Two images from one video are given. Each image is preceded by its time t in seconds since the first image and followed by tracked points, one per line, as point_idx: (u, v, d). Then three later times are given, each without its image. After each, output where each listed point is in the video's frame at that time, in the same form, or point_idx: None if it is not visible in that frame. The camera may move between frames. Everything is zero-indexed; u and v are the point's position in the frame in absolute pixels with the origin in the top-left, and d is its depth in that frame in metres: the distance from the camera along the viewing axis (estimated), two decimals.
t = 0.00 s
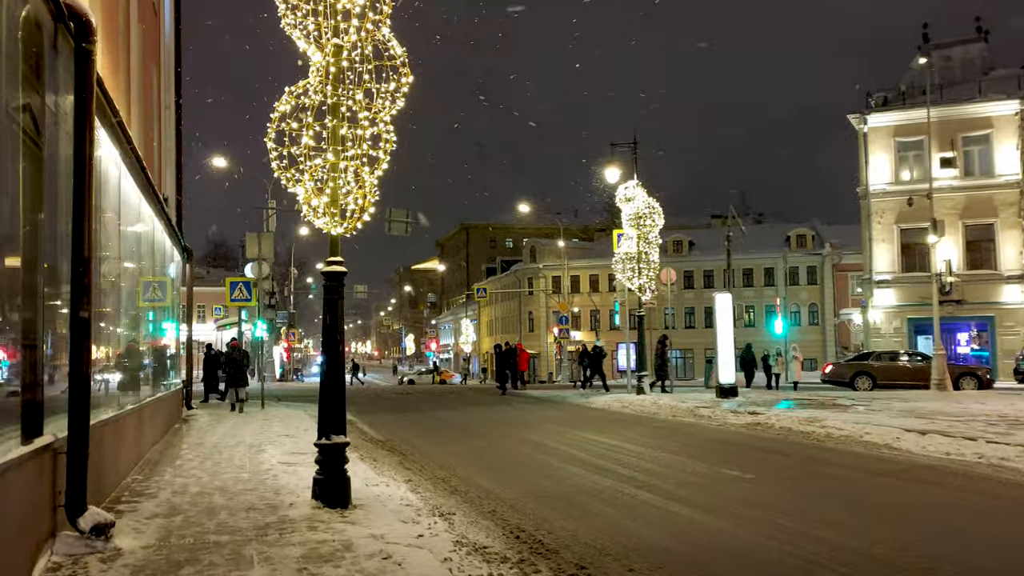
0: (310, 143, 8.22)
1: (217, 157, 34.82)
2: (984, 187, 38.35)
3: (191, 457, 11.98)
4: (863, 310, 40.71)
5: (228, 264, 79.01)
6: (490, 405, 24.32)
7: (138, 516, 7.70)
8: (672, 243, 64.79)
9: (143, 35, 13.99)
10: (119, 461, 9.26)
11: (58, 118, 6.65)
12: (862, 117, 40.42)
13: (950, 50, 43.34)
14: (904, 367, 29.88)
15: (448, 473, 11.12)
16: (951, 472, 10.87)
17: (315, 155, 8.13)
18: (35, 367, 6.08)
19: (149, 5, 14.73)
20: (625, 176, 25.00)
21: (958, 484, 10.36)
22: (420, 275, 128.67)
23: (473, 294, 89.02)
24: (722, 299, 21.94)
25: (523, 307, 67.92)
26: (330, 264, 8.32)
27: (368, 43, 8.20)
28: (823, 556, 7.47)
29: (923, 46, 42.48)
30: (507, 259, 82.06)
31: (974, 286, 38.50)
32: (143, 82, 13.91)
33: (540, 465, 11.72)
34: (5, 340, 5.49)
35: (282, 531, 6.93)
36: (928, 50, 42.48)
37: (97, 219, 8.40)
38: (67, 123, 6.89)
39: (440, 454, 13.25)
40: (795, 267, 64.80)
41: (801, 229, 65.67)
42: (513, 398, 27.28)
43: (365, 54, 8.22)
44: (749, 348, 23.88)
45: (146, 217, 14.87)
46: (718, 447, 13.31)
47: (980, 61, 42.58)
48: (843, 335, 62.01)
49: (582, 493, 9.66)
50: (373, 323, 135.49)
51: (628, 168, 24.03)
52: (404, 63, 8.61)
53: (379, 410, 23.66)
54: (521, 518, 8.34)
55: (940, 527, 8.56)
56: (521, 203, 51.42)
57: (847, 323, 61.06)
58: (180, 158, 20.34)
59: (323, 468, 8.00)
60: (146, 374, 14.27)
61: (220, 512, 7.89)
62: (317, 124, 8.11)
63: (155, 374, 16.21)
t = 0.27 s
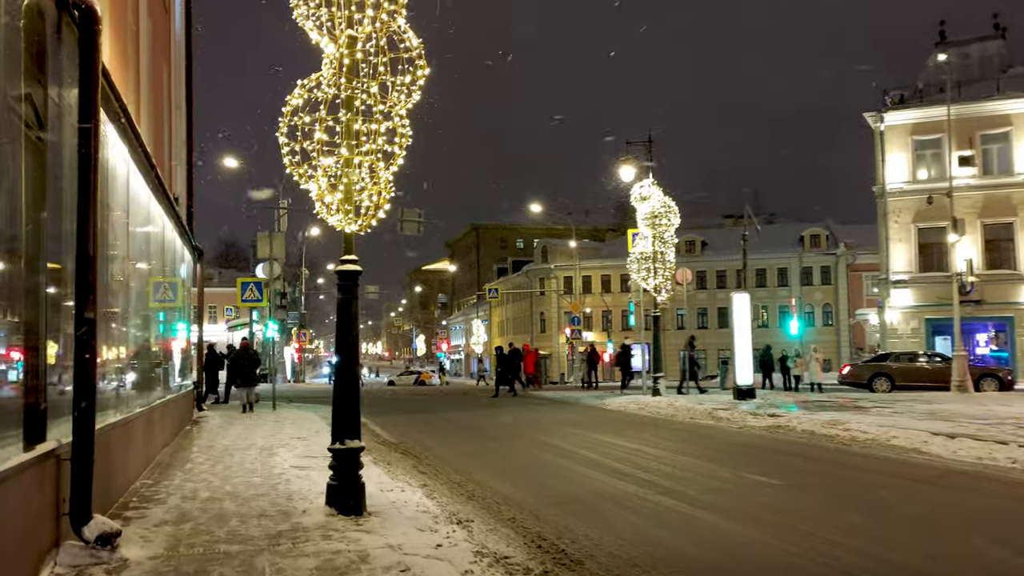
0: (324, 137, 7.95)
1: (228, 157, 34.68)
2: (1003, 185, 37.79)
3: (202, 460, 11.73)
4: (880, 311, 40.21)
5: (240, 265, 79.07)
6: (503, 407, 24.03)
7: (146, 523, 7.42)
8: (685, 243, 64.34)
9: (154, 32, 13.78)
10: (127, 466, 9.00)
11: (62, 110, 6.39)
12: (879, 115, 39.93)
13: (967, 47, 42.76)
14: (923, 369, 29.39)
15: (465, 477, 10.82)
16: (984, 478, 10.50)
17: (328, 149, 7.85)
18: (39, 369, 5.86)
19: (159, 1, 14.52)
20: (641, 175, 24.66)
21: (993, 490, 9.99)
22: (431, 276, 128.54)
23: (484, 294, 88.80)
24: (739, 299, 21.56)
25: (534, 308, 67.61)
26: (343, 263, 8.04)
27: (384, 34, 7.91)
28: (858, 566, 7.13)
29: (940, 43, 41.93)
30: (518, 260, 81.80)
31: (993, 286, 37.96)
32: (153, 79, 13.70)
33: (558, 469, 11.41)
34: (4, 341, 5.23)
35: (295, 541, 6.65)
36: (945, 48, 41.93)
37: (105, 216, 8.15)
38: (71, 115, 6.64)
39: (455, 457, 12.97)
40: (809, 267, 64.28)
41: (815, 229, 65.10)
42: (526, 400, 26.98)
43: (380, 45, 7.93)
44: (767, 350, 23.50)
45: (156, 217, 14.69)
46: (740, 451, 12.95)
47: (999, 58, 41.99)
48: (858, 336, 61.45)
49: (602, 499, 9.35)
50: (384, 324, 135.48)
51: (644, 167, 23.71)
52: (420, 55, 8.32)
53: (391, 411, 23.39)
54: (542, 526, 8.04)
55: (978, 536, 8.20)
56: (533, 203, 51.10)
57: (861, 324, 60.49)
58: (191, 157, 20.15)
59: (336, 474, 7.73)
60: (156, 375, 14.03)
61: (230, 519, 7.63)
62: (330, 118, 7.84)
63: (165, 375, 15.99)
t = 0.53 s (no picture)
0: (337, 129, 7.68)
1: (239, 157, 34.53)
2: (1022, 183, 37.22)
3: (212, 462, 11.47)
4: (897, 310, 39.72)
5: (251, 265, 79.10)
6: (517, 408, 23.71)
7: (154, 531, 7.14)
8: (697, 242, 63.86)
9: (163, 26, 13.54)
10: (136, 470, 8.74)
11: (65, 100, 6.13)
12: (895, 112, 39.44)
13: (985, 43, 42.17)
14: (942, 369, 28.90)
15: (481, 481, 10.53)
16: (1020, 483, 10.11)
17: (342, 141, 7.57)
18: (43, 370, 5.62)
19: None
20: (656, 172, 24.32)
21: None
22: (441, 276, 128.32)
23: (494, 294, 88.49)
24: (757, 298, 21.18)
25: (545, 308, 67.30)
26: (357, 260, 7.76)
27: (399, 21, 7.60)
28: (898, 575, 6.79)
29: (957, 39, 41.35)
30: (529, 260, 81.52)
31: (1013, 286, 37.39)
32: (163, 74, 13.46)
33: (576, 473, 11.08)
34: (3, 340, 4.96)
35: (308, 549, 6.37)
36: (963, 44, 41.35)
37: (113, 213, 7.90)
38: (75, 106, 6.38)
39: (470, 460, 12.66)
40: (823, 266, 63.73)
41: (829, 228, 64.50)
42: (539, 400, 26.68)
43: (396, 33, 7.63)
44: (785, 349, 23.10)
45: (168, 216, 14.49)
46: (763, 453, 12.59)
47: (1017, 54, 41.40)
48: (873, 336, 60.83)
49: (624, 504, 9.01)
50: (394, 324, 135.42)
51: (660, 164, 23.37)
52: (437, 43, 8.02)
53: (404, 412, 23.13)
54: (563, 533, 7.74)
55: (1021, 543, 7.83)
56: (544, 203, 50.81)
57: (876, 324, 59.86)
58: (202, 155, 19.93)
59: (351, 479, 7.46)
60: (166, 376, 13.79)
61: (241, 525, 7.35)
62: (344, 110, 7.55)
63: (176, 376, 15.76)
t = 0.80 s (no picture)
0: (347, 120, 7.41)
1: (247, 155, 34.34)
2: None
3: (220, 464, 11.22)
4: (912, 309, 39.26)
5: (260, 264, 79.09)
6: (528, 407, 23.42)
7: (158, 536, 6.88)
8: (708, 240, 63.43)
9: (170, 19, 13.29)
10: (140, 472, 8.49)
11: (64, 87, 5.87)
12: (910, 108, 38.96)
13: (1001, 39, 41.61)
14: (960, 368, 28.44)
15: (494, 484, 10.25)
16: None
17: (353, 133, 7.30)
18: (43, 369, 5.39)
19: None
20: (669, 168, 23.98)
21: None
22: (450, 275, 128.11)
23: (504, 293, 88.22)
24: (772, 296, 20.82)
25: (555, 306, 66.98)
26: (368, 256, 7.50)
27: (412, 8, 7.32)
28: None
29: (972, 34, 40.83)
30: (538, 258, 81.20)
31: None
32: (170, 67, 13.22)
33: (592, 475, 10.77)
34: None
35: (317, 556, 6.10)
36: (978, 39, 40.81)
37: (116, 207, 7.64)
38: (76, 95, 6.12)
39: (483, 461, 12.37)
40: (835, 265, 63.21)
41: (840, 226, 63.93)
42: (550, 400, 26.39)
43: (409, 21, 7.36)
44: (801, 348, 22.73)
45: (176, 214, 14.26)
46: (784, 455, 12.24)
47: None
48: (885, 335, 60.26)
49: (643, 509, 8.68)
50: (403, 323, 135.34)
51: (673, 160, 23.03)
52: (450, 31, 7.74)
53: (414, 412, 22.88)
54: (582, 538, 7.46)
55: None
56: (554, 201, 50.51)
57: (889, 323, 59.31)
58: (211, 152, 19.72)
59: (362, 482, 7.22)
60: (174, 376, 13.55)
61: (249, 530, 7.09)
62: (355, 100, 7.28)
63: (185, 375, 15.53)
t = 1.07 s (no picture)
0: (357, 107, 7.11)
1: (255, 152, 34.16)
2: None
3: (227, 465, 10.94)
4: (926, 306, 38.76)
5: (269, 262, 79.03)
6: (539, 406, 23.11)
7: (160, 541, 6.59)
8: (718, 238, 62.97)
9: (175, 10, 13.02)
10: (143, 474, 8.21)
11: (58, 70, 5.58)
12: (924, 103, 38.45)
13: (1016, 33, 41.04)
14: (977, 367, 27.96)
15: (508, 485, 9.95)
16: None
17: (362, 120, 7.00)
18: (35, 368, 5.10)
19: None
20: (682, 163, 23.62)
21: None
22: (458, 273, 127.86)
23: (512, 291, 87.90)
24: (787, 294, 20.43)
25: (564, 305, 66.64)
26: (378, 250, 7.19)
27: None
28: None
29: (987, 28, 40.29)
30: (547, 257, 80.84)
31: None
32: (175, 60, 12.96)
33: (607, 476, 10.44)
34: None
35: (325, 564, 5.81)
36: (993, 33, 40.26)
37: (114, 198, 7.33)
38: (69, 79, 5.82)
39: (495, 462, 12.05)
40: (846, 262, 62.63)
41: (852, 223, 63.31)
42: (562, 399, 26.08)
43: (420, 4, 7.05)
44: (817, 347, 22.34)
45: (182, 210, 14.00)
46: (804, 456, 11.87)
47: None
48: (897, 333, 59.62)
49: (661, 511, 8.35)
50: (411, 321, 135.24)
51: (686, 155, 22.68)
52: (463, 14, 7.42)
53: (424, 411, 22.60)
54: (601, 544, 7.14)
55: None
56: (563, 198, 50.17)
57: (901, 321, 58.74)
58: (218, 148, 19.48)
59: (372, 485, 6.92)
60: (180, 374, 13.30)
61: (254, 536, 6.79)
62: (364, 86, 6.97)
63: (191, 373, 15.28)
